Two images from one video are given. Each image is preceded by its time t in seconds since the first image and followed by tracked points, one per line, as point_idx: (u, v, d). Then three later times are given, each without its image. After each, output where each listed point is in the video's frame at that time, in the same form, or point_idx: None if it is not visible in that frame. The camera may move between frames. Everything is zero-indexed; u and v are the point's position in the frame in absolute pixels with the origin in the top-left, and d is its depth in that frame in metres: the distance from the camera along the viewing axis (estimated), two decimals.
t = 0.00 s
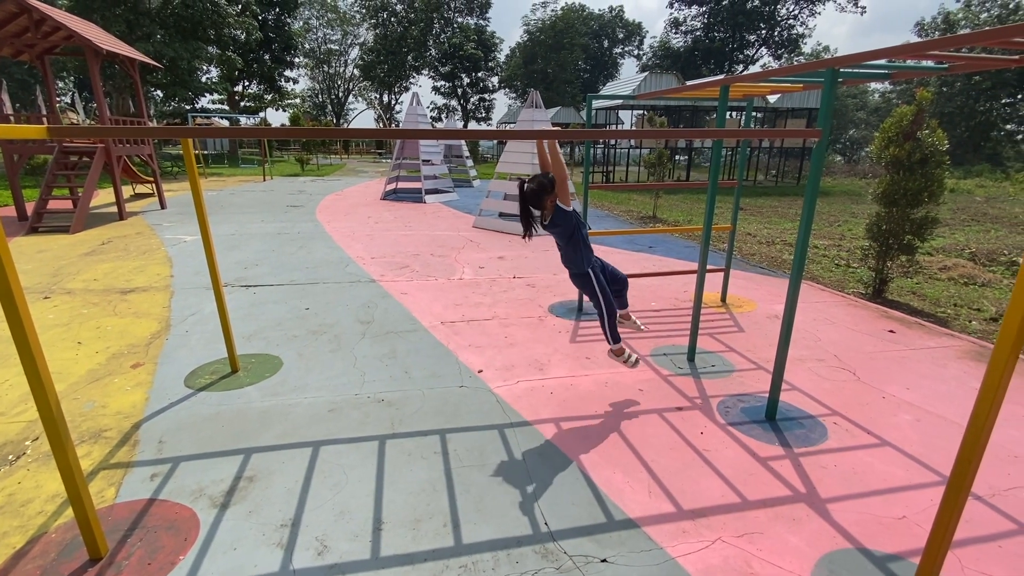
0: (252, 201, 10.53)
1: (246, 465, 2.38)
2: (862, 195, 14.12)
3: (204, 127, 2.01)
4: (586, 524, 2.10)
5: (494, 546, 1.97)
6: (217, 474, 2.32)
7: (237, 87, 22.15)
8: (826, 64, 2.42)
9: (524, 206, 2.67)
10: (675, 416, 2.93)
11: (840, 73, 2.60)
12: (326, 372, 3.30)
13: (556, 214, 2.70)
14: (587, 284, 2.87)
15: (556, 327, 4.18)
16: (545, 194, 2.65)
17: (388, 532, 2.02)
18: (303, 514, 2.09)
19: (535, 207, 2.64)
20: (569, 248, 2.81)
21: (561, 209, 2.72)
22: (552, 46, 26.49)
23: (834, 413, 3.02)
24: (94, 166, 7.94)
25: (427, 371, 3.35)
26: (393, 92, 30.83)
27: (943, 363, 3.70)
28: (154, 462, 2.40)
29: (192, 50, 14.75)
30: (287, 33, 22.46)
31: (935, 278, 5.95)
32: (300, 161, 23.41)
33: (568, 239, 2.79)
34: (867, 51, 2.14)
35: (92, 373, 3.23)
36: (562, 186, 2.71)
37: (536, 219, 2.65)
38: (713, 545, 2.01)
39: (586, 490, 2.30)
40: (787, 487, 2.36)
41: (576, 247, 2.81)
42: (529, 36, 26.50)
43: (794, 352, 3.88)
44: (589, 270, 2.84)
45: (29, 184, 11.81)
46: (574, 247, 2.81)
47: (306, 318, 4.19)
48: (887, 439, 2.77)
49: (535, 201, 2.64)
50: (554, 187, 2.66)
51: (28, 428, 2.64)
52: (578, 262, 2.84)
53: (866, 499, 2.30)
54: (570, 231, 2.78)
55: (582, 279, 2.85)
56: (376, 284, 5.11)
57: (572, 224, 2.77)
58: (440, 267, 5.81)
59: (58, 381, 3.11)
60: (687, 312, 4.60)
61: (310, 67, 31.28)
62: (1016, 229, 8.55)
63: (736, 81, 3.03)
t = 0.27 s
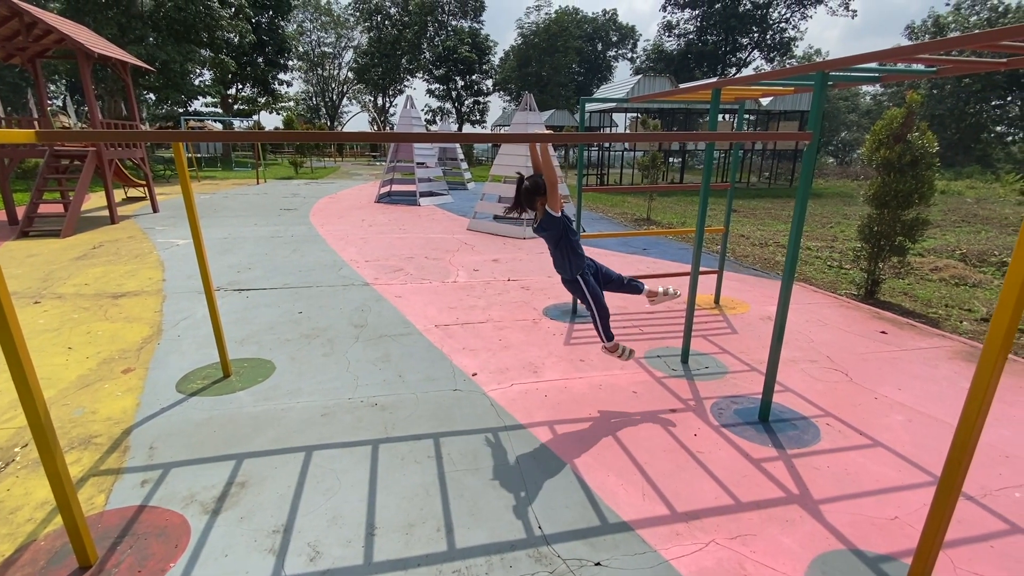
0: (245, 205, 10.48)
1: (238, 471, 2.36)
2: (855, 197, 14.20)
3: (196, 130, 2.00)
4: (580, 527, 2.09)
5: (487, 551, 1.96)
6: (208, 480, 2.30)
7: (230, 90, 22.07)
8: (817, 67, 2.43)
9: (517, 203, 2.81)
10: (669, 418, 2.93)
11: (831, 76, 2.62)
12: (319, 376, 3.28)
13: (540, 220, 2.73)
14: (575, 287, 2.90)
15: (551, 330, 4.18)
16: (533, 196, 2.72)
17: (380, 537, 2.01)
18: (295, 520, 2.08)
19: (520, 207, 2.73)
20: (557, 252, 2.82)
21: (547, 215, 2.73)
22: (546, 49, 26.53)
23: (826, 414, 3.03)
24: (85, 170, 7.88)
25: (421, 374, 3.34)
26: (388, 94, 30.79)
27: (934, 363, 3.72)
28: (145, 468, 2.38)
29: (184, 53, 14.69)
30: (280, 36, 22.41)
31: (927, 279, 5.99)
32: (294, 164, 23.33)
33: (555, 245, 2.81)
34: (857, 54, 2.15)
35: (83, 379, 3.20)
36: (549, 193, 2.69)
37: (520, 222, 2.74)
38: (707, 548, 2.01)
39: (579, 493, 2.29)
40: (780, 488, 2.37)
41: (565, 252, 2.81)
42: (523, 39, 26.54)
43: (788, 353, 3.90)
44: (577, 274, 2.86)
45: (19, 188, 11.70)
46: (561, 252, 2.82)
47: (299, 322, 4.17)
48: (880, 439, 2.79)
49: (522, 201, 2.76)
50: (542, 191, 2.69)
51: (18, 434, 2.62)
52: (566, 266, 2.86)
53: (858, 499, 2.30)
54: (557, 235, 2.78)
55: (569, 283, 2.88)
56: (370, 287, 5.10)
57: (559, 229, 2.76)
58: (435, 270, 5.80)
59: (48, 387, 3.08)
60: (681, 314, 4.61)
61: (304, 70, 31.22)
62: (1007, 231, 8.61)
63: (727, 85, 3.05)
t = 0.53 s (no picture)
0: (239, 208, 10.44)
1: (232, 476, 2.35)
2: (847, 198, 14.30)
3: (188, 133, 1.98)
4: (576, 530, 2.09)
5: (483, 554, 1.96)
6: (201, 486, 2.29)
7: (224, 93, 22.01)
8: (808, 70, 2.45)
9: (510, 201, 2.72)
10: (664, 420, 2.93)
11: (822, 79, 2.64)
12: (313, 380, 3.26)
13: (532, 221, 2.65)
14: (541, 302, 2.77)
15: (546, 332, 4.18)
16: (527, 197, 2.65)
17: (376, 541, 2.00)
18: (289, 525, 2.07)
19: (514, 202, 2.64)
20: (535, 260, 2.72)
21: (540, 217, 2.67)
22: (541, 52, 26.60)
23: (821, 415, 3.04)
24: (77, 173, 7.83)
25: (416, 378, 3.33)
26: (382, 97, 30.78)
27: (927, 363, 3.75)
28: (138, 474, 2.36)
29: (177, 56, 14.64)
30: (274, 39, 22.39)
31: (919, 279, 6.04)
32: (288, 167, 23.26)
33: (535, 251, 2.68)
34: (848, 57, 2.17)
35: (75, 384, 3.17)
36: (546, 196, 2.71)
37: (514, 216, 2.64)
38: (703, 549, 2.01)
39: (575, 495, 2.29)
40: (775, 488, 2.38)
41: (543, 262, 2.70)
42: (517, 42, 26.57)
43: (782, 354, 3.91)
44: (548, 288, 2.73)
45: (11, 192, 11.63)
46: (539, 261, 2.71)
47: (293, 325, 4.16)
48: (874, 439, 2.80)
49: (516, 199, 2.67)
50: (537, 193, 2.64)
51: (8, 441, 2.59)
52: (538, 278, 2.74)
53: (853, 499, 2.31)
54: (541, 243, 2.69)
55: (536, 297, 2.76)
56: (365, 290, 5.09)
57: (545, 236, 2.68)
58: (430, 273, 5.80)
59: (39, 392, 3.06)
60: (676, 316, 4.63)
61: (298, 73, 31.18)
62: (998, 231, 8.70)
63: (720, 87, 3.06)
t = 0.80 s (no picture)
0: (233, 211, 10.41)
1: (226, 482, 2.34)
2: (841, 200, 14.40)
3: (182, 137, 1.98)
4: (573, 533, 2.09)
5: (480, 558, 1.95)
6: (196, 492, 2.27)
7: (218, 96, 21.94)
8: (801, 73, 2.47)
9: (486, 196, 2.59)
10: (660, 422, 2.94)
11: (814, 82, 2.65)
12: (308, 384, 3.25)
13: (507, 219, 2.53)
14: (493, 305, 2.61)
15: (542, 334, 4.18)
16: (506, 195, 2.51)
17: (372, 546, 1.99)
18: (284, 530, 2.06)
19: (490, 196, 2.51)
20: (499, 260, 2.56)
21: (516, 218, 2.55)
22: (535, 55, 26.65)
23: (815, 416, 3.06)
24: (69, 177, 7.78)
25: (412, 381, 3.32)
26: (377, 100, 30.76)
27: (920, 363, 3.77)
28: (131, 480, 2.34)
29: (171, 59, 14.59)
30: (268, 42, 22.36)
31: (911, 279, 6.09)
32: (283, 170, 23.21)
33: (501, 250, 2.54)
34: (841, 60, 2.19)
35: (67, 390, 3.15)
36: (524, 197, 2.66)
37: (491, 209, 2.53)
38: (699, 551, 2.02)
39: (572, 498, 2.29)
40: (770, 489, 2.39)
41: (507, 264, 2.55)
42: (512, 45, 26.61)
43: (777, 355, 3.93)
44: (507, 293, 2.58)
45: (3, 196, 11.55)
46: (502, 262, 2.56)
47: (288, 329, 4.14)
48: (868, 440, 2.81)
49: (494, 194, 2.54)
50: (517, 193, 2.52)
51: None
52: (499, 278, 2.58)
53: (848, 500, 2.32)
54: (510, 244, 2.55)
55: (491, 298, 2.59)
56: (360, 293, 5.08)
57: (516, 239, 2.55)
58: (425, 275, 5.79)
59: (31, 398, 3.03)
60: (671, 317, 4.64)
61: (293, 76, 31.13)
62: (989, 232, 8.78)
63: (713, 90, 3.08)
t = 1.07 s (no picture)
0: (228, 214, 10.38)
1: (220, 486, 2.32)
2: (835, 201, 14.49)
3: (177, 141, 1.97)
4: (569, 536, 2.09)
5: (476, 561, 1.95)
6: (189, 497, 2.26)
7: (213, 99, 21.89)
8: (794, 75, 2.48)
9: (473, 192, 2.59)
10: (655, 423, 2.94)
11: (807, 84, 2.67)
12: (303, 387, 3.24)
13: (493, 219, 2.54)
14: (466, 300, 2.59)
15: (538, 336, 4.18)
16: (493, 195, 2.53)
17: (367, 550, 1.99)
18: (279, 535, 2.05)
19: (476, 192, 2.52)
20: (479, 256, 2.57)
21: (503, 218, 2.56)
22: (531, 57, 26.71)
23: (810, 416, 3.06)
24: (63, 180, 7.74)
25: (407, 384, 3.31)
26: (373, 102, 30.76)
27: (914, 363, 3.79)
28: (124, 485, 2.33)
29: (165, 61, 14.55)
30: (264, 45, 22.36)
31: (905, 280, 6.12)
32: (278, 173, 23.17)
33: (484, 248, 2.55)
34: (833, 62, 2.20)
35: (60, 395, 3.12)
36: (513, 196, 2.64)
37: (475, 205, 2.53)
38: (695, 553, 2.02)
39: (567, 500, 2.29)
40: (765, 490, 2.39)
41: (486, 262, 2.56)
42: (508, 47, 26.67)
43: (772, 356, 3.94)
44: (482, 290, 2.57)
45: None
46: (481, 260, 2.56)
47: (283, 332, 4.12)
48: (863, 440, 2.82)
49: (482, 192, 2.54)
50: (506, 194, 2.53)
51: None
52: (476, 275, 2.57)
53: (843, 500, 2.33)
54: (492, 243, 2.56)
55: (465, 294, 2.58)
56: (356, 296, 5.07)
57: (499, 239, 2.56)
58: (421, 278, 5.78)
59: (24, 403, 3.01)
60: (667, 319, 4.65)
61: (288, 78, 31.09)
62: (981, 232, 8.86)
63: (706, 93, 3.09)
